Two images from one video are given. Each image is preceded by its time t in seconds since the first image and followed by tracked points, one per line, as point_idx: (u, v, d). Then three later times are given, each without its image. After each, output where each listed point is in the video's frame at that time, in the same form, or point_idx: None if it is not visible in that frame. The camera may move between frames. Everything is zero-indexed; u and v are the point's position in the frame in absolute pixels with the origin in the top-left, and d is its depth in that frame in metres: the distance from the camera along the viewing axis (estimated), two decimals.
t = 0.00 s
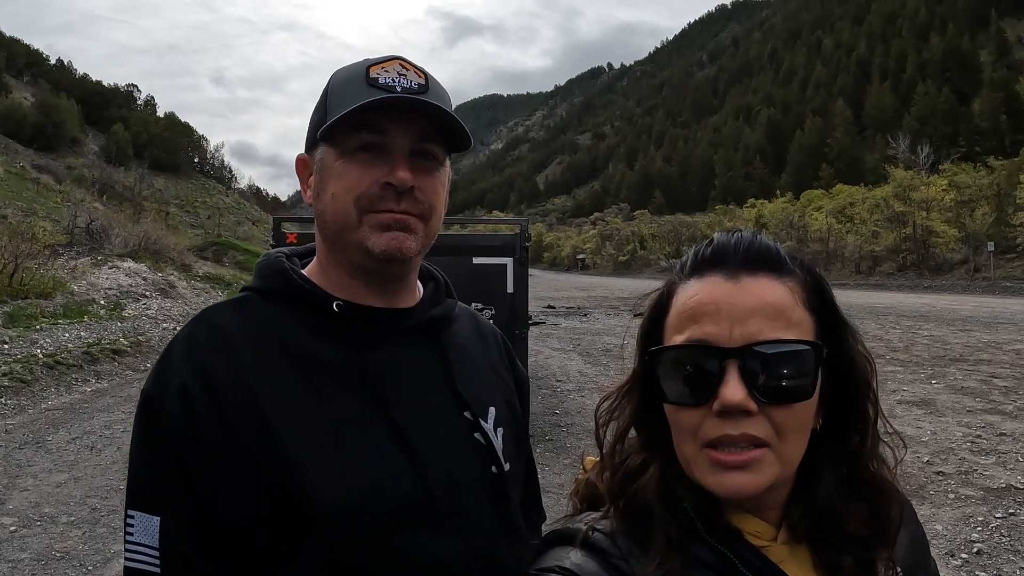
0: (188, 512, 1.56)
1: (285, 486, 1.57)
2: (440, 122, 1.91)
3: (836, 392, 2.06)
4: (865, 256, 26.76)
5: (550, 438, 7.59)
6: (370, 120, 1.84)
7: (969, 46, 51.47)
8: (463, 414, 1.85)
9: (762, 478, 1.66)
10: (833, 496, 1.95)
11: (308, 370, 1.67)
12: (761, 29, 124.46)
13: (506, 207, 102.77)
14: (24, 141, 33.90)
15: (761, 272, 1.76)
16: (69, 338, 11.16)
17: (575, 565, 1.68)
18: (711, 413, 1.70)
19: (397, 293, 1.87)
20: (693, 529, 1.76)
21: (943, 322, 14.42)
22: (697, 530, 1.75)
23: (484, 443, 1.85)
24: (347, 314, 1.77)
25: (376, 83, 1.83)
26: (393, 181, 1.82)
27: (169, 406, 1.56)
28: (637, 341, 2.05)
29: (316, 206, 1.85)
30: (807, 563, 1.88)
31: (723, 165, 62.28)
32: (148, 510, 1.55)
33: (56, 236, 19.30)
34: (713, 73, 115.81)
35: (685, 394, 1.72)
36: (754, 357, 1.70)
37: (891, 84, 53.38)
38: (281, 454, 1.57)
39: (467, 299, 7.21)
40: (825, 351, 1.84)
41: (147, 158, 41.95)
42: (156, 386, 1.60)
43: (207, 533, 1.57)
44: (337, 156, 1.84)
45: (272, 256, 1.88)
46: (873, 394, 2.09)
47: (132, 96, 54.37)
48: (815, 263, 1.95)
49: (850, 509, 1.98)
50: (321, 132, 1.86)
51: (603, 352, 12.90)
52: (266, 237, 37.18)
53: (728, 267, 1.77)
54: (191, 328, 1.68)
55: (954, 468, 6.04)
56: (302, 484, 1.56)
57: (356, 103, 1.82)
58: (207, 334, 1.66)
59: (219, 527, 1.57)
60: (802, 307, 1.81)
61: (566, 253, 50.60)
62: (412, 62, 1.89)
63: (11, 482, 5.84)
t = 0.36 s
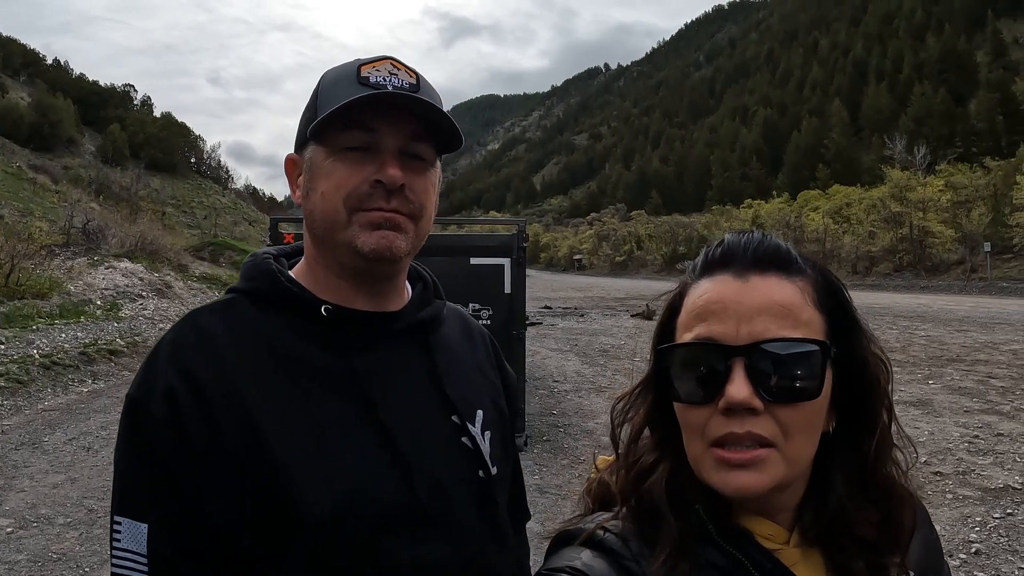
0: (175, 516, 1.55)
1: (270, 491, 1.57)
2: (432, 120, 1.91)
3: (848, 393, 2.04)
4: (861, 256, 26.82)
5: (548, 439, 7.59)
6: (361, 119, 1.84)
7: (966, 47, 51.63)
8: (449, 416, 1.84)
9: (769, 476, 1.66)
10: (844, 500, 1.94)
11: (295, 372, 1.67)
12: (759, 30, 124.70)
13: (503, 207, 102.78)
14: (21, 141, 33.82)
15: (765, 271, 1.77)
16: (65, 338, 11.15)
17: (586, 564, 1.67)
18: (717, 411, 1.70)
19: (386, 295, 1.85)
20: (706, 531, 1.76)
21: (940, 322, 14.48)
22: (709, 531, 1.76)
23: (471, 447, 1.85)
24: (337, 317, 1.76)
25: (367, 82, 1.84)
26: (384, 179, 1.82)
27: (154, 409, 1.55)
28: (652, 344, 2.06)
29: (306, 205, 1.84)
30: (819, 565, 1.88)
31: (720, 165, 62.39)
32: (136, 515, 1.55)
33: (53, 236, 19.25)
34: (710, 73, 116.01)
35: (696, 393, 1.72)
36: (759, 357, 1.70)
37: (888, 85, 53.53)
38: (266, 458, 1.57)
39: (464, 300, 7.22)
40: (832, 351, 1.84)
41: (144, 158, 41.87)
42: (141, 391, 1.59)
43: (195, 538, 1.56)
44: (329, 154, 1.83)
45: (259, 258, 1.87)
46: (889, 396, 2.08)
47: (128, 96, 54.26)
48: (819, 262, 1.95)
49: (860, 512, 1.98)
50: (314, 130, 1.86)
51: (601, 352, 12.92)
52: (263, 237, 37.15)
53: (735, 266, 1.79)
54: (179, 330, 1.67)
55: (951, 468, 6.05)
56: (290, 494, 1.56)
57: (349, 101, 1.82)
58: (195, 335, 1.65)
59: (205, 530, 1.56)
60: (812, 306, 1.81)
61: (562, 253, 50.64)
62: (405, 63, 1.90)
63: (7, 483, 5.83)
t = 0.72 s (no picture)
0: (178, 514, 1.55)
1: (272, 490, 1.56)
2: (444, 121, 1.91)
3: (860, 389, 2.04)
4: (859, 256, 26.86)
5: (546, 438, 7.59)
6: (376, 117, 1.83)
7: (963, 48, 51.77)
8: (450, 414, 1.84)
9: (779, 472, 1.66)
10: (857, 498, 1.93)
11: (297, 370, 1.66)
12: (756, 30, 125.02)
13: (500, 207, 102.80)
14: (18, 141, 33.76)
15: (781, 270, 1.77)
16: (63, 338, 11.12)
17: (596, 558, 1.67)
18: (725, 405, 1.69)
19: (389, 293, 1.85)
20: (716, 525, 1.75)
21: (937, 322, 14.51)
22: (720, 527, 1.75)
23: (471, 445, 1.85)
24: (339, 314, 1.76)
25: (385, 83, 1.82)
26: (396, 178, 1.82)
27: (157, 408, 1.56)
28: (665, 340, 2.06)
29: (317, 201, 1.84)
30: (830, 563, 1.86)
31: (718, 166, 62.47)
32: (140, 509, 1.55)
33: (50, 236, 19.21)
34: (707, 73, 116.24)
35: (707, 387, 1.72)
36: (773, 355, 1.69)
37: (885, 85, 53.67)
38: (269, 459, 1.57)
39: (462, 299, 7.22)
40: (841, 348, 1.84)
41: (141, 158, 41.81)
42: (146, 387, 1.59)
43: (198, 535, 1.56)
44: (340, 150, 1.83)
45: (264, 254, 1.87)
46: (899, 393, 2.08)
47: (125, 96, 54.18)
48: (830, 261, 1.95)
49: (870, 509, 1.98)
50: (325, 126, 1.86)
51: (598, 352, 12.93)
52: (260, 237, 37.13)
53: (746, 262, 1.79)
54: (183, 327, 1.67)
55: (949, 467, 6.06)
56: (290, 492, 1.55)
57: (362, 97, 1.82)
58: (198, 332, 1.65)
59: (208, 527, 1.57)
60: (821, 302, 1.81)
61: (560, 253, 50.69)
62: (422, 67, 1.90)
63: (4, 483, 5.82)
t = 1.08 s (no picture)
0: (176, 521, 1.57)
1: (269, 494, 1.56)
2: (456, 125, 1.91)
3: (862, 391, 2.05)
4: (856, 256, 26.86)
5: (545, 439, 7.60)
6: (389, 120, 1.83)
7: (961, 48, 51.87)
8: (449, 415, 1.83)
9: (791, 475, 1.67)
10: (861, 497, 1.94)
11: (290, 377, 1.67)
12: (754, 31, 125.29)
13: (498, 207, 102.80)
14: (16, 141, 33.71)
15: (793, 273, 1.77)
16: (60, 338, 11.11)
17: (598, 561, 1.68)
18: (740, 409, 1.70)
19: (388, 295, 1.85)
20: (717, 526, 1.76)
21: (935, 322, 14.53)
22: (720, 527, 1.75)
23: (470, 444, 1.84)
24: (334, 319, 1.75)
25: (406, 90, 1.83)
26: (408, 182, 1.82)
27: (154, 417, 1.57)
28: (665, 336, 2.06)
29: (323, 200, 1.83)
30: (831, 563, 1.87)
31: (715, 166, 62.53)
32: (140, 516, 1.57)
33: (47, 236, 19.18)
34: (705, 73, 116.39)
35: (714, 391, 1.72)
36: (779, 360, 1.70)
37: (883, 86, 53.78)
38: (263, 466, 1.57)
39: (460, 299, 7.21)
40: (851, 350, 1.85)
41: (138, 158, 41.74)
42: (142, 399, 1.60)
43: (198, 543, 1.57)
44: (352, 152, 1.82)
45: (257, 261, 1.87)
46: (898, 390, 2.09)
47: (123, 95, 54.12)
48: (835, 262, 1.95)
49: (875, 507, 1.99)
50: (335, 129, 1.86)
51: (596, 352, 12.94)
52: (258, 237, 37.10)
53: (756, 263, 1.78)
54: (177, 337, 1.68)
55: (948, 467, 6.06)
56: (285, 497, 1.55)
57: (380, 100, 1.82)
58: (191, 341, 1.65)
59: (207, 533, 1.57)
60: (830, 303, 1.81)
61: (557, 254, 50.70)
62: (442, 79, 1.91)
63: (2, 484, 5.81)
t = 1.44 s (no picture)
0: (165, 533, 1.56)
1: (259, 501, 1.56)
2: (427, 119, 1.92)
3: (850, 390, 2.08)
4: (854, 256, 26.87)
5: (541, 439, 7.60)
6: (358, 118, 1.83)
7: (958, 48, 51.93)
8: (441, 413, 1.83)
9: (793, 480, 1.69)
10: (852, 494, 1.96)
11: (278, 381, 1.67)
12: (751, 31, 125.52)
13: (495, 207, 102.76)
14: (13, 140, 33.63)
15: (773, 273, 1.76)
16: (57, 338, 11.09)
17: (586, 563, 1.75)
18: (744, 417, 1.69)
19: (372, 296, 1.85)
20: (705, 527, 1.77)
21: (933, 322, 14.53)
22: (708, 528, 1.77)
23: (464, 441, 1.84)
24: (314, 323, 1.76)
25: (367, 87, 1.84)
26: (382, 179, 1.82)
27: (143, 428, 1.56)
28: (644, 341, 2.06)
29: (296, 206, 1.82)
30: (821, 561, 1.87)
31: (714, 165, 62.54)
32: (128, 533, 1.57)
33: (45, 236, 19.11)
34: (703, 73, 116.44)
35: (709, 401, 1.71)
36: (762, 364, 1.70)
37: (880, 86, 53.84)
38: (252, 471, 1.57)
39: (456, 299, 7.23)
40: (842, 348, 1.86)
41: (136, 157, 41.66)
42: (130, 413, 1.60)
43: (190, 554, 1.57)
44: (323, 155, 1.81)
45: (239, 271, 1.87)
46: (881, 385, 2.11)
47: (120, 95, 54.03)
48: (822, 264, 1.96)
49: (868, 502, 1.99)
50: (303, 134, 1.85)
51: (593, 352, 12.93)
52: (256, 237, 37.04)
53: (748, 267, 1.77)
54: (163, 350, 1.68)
55: (945, 467, 6.07)
56: (279, 504, 1.56)
57: (345, 100, 1.82)
58: (176, 353, 1.65)
59: (198, 539, 1.56)
60: (820, 303, 1.82)
61: (555, 254, 50.65)
62: (401, 75, 1.91)
63: None
